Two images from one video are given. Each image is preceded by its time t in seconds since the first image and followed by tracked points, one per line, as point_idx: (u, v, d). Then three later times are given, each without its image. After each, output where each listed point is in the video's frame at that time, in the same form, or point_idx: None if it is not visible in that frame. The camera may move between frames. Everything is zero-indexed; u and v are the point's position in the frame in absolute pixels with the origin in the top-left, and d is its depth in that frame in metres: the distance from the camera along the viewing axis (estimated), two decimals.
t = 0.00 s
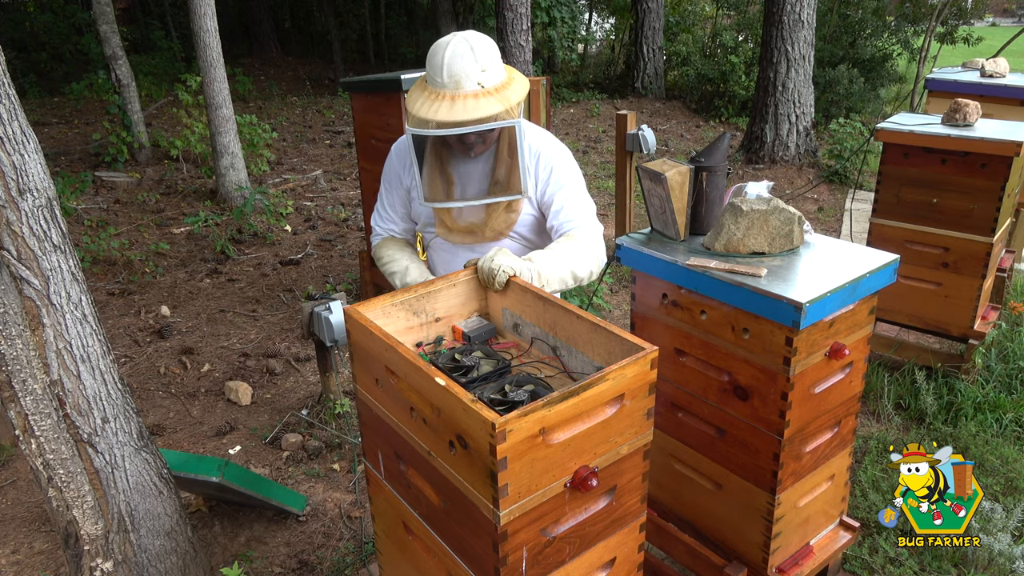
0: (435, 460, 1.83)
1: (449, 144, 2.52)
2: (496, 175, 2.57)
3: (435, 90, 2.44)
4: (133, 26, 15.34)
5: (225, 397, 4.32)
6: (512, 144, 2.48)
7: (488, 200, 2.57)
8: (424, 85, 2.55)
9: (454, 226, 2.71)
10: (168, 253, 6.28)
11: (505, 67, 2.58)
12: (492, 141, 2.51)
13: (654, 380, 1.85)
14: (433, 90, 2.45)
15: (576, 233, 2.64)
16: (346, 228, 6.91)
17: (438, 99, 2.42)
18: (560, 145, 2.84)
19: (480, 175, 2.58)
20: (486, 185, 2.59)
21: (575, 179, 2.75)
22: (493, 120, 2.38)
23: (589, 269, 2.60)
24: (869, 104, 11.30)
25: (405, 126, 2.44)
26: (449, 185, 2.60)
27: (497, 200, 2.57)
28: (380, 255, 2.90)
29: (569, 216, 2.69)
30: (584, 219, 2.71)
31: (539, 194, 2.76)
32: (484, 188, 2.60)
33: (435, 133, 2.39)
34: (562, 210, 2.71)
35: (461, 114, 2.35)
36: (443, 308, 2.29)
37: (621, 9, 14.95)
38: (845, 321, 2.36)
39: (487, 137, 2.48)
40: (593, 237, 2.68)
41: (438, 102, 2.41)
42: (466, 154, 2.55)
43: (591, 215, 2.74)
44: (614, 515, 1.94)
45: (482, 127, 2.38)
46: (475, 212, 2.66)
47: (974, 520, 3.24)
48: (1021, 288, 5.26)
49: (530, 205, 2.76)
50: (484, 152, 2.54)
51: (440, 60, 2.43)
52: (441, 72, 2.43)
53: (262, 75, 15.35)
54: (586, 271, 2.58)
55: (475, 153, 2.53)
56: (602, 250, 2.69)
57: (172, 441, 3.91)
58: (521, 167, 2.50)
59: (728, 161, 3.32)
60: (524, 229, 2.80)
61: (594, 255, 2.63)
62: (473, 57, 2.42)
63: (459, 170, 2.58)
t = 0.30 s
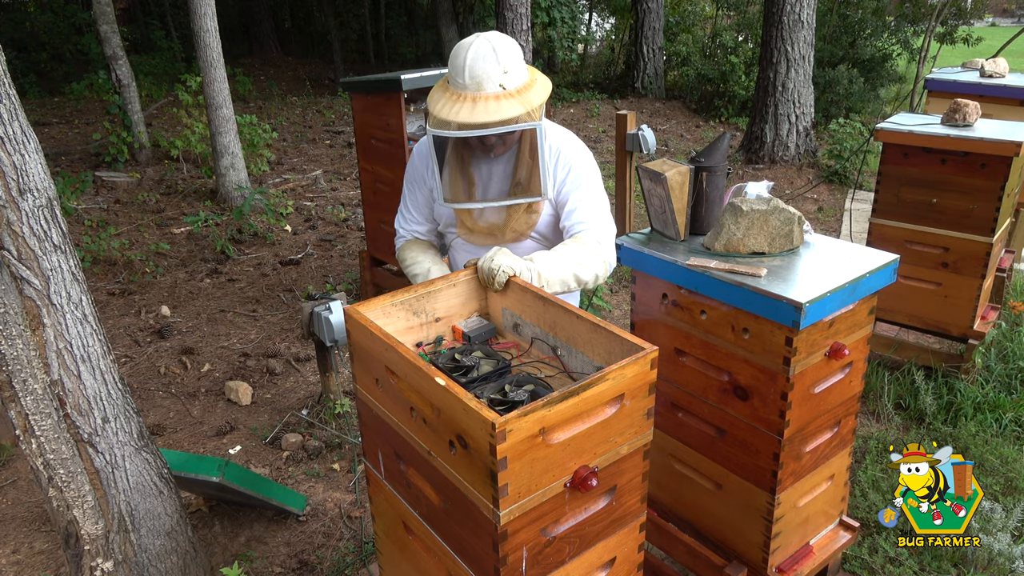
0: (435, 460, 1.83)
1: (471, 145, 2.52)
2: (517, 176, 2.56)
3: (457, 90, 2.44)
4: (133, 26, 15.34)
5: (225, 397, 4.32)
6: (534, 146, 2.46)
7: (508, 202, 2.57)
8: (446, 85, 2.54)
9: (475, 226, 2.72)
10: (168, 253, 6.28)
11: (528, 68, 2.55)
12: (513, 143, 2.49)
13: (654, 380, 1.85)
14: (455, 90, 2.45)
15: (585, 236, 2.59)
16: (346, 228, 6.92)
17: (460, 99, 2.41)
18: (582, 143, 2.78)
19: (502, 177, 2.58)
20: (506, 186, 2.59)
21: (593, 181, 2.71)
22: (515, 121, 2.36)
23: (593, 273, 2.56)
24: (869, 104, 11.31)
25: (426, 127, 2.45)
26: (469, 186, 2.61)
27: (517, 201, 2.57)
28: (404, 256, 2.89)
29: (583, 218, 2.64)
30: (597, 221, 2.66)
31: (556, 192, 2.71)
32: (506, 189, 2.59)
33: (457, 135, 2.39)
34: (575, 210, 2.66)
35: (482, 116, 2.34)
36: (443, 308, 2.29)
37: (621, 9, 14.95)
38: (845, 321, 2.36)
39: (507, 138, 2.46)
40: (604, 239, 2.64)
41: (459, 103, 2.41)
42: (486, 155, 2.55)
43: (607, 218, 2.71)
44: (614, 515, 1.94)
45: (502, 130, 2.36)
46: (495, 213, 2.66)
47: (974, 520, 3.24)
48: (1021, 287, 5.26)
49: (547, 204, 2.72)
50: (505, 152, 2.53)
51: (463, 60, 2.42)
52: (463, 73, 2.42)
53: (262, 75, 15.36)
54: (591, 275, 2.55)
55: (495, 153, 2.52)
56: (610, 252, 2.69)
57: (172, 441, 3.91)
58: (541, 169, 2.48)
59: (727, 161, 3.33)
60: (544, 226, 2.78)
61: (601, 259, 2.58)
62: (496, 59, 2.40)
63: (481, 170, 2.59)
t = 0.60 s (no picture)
0: (435, 460, 1.83)
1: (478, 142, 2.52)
2: (524, 174, 2.54)
3: (465, 87, 2.44)
4: (133, 26, 15.34)
5: (225, 398, 4.32)
6: (540, 146, 2.44)
7: (516, 199, 2.55)
8: (454, 82, 2.55)
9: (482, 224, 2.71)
10: (168, 253, 6.28)
11: (537, 67, 2.55)
12: (520, 141, 2.49)
13: (654, 380, 1.85)
14: (463, 87, 2.45)
15: (589, 236, 2.60)
16: (346, 228, 6.91)
17: (467, 95, 2.41)
18: (591, 144, 2.79)
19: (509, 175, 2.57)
20: (514, 185, 2.56)
21: (601, 182, 2.71)
22: (523, 118, 2.36)
23: (596, 274, 2.56)
24: (869, 104, 11.31)
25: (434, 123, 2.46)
26: (477, 184, 2.60)
27: (523, 200, 2.55)
28: (411, 253, 2.89)
29: (589, 219, 2.65)
30: (602, 223, 2.66)
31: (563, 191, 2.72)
32: (514, 186, 2.57)
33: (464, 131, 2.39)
34: (581, 210, 2.67)
35: (488, 113, 2.35)
36: (443, 308, 2.29)
37: (621, 9, 14.95)
38: (845, 321, 2.36)
39: (514, 137, 2.47)
40: (609, 240, 2.64)
41: (466, 100, 2.41)
42: (494, 152, 2.54)
43: (613, 220, 2.71)
44: (614, 515, 1.94)
45: (508, 126, 2.36)
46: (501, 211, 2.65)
47: (974, 520, 3.24)
48: (1021, 287, 5.26)
49: (553, 203, 2.73)
50: (513, 149, 2.52)
51: (471, 57, 2.42)
52: (470, 70, 2.42)
53: (262, 75, 15.36)
54: (592, 276, 2.55)
55: (503, 151, 2.52)
56: (614, 253, 2.65)
57: (172, 441, 3.91)
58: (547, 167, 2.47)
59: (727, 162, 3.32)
60: (550, 225, 2.79)
61: (603, 260, 2.57)
62: (504, 56, 2.40)
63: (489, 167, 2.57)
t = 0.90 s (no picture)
0: (435, 460, 1.83)
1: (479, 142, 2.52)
2: (525, 173, 2.54)
3: (465, 86, 2.44)
4: (133, 26, 15.34)
5: (225, 398, 4.32)
6: (540, 146, 2.44)
7: (517, 199, 2.55)
8: (455, 81, 2.55)
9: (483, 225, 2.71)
10: (168, 253, 6.28)
11: (537, 66, 2.55)
12: (521, 140, 2.48)
13: (654, 380, 1.85)
14: (463, 86, 2.45)
15: (589, 236, 2.60)
16: (346, 228, 6.91)
17: (467, 95, 2.41)
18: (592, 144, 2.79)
19: (510, 174, 2.57)
20: (515, 183, 2.57)
21: (601, 181, 2.71)
22: (523, 118, 2.36)
23: (595, 273, 2.56)
24: (869, 104, 11.32)
25: (433, 123, 2.46)
26: (478, 184, 2.60)
27: (524, 199, 2.55)
28: (414, 258, 2.89)
29: (590, 219, 2.64)
30: (603, 222, 2.66)
31: (563, 191, 2.72)
32: (516, 185, 2.57)
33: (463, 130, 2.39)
34: (582, 210, 2.67)
35: (487, 112, 2.34)
36: (443, 308, 2.29)
37: (621, 9, 14.95)
38: (845, 321, 2.36)
39: (514, 136, 2.47)
40: (610, 239, 2.64)
41: (466, 98, 2.41)
42: (495, 151, 2.55)
43: (614, 220, 2.71)
44: (614, 515, 1.94)
45: (507, 126, 2.35)
46: (503, 210, 2.65)
47: (974, 520, 3.24)
48: (1021, 287, 5.26)
49: (554, 202, 2.73)
50: (514, 149, 2.53)
51: (471, 56, 2.42)
52: (470, 69, 2.42)
53: (262, 75, 15.36)
54: (592, 275, 2.55)
55: (503, 150, 2.53)
56: (614, 253, 2.65)
57: (172, 441, 3.91)
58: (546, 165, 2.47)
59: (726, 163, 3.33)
60: (551, 225, 2.80)
61: (603, 259, 2.57)
62: (504, 56, 2.40)
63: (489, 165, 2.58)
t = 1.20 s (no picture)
0: (436, 460, 1.83)
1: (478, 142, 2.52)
2: (525, 174, 2.54)
3: (464, 86, 2.45)
4: (133, 26, 15.34)
5: (225, 398, 4.32)
6: (540, 145, 2.44)
7: (516, 199, 2.55)
8: (455, 81, 2.55)
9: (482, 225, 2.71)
10: (168, 253, 6.28)
11: (536, 65, 2.55)
12: (520, 140, 2.49)
13: (654, 380, 1.85)
14: (462, 86, 2.45)
15: (589, 237, 2.59)
16: (346, 228, 6.91)
17: (466, 94, 2.41)
18: (592, 143, 2.79)
19: (510, 174, 2.57)
20: (515, 183, 2.58)
21: (601, 181, 2.71)
22: (523, 118, 2.36)
23: (596, 274, 2.56)
24: (869, 104, 11.32)
25: (432, 123, 2.47)
26: (478, 183, 2.61)
27: (524, 200, 2.56)
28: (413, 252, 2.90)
29: (590, 220, 2.64)
30: (604, 223, 2.66)
31: (563, 191, 2.72)
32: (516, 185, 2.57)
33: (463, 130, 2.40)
34: (582, 210, 2.67)
35: (486, 113, 2.35)
36: (443, 308, 2.29)
37: (621, 9, 14.95)
38: (845, 321, 2.36)
39: (514, 135, 2.46)
40: (610, 240, 2.64)
41: (465, 99, 2.41)
42: (495, 151, 2.55)
43: (614, 220, 2.71)
44: (614, 515, 1.94)
45: (506, 126, 2.36)
46: (503, 211, 2.65)
47: (974, 520, 3.24)
48: (1021, 287, 5.26)
49: (554, 203, 2.73)
50: (513, 149, 2.53)
51: (470, 56, 2.43)
52: (470, 69, 2.42)
53: (262, 75, 15.36)
54: (592, 276, 2.54)
55: (503, 150, 2.53)
56: (615, 253, 2.65)
57: (172, 441, 3.91)
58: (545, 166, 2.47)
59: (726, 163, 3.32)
60: (550, 225, 2.80)
61: (604, 259, 2.56)
62: (503, 56, 2.40)
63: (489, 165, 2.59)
